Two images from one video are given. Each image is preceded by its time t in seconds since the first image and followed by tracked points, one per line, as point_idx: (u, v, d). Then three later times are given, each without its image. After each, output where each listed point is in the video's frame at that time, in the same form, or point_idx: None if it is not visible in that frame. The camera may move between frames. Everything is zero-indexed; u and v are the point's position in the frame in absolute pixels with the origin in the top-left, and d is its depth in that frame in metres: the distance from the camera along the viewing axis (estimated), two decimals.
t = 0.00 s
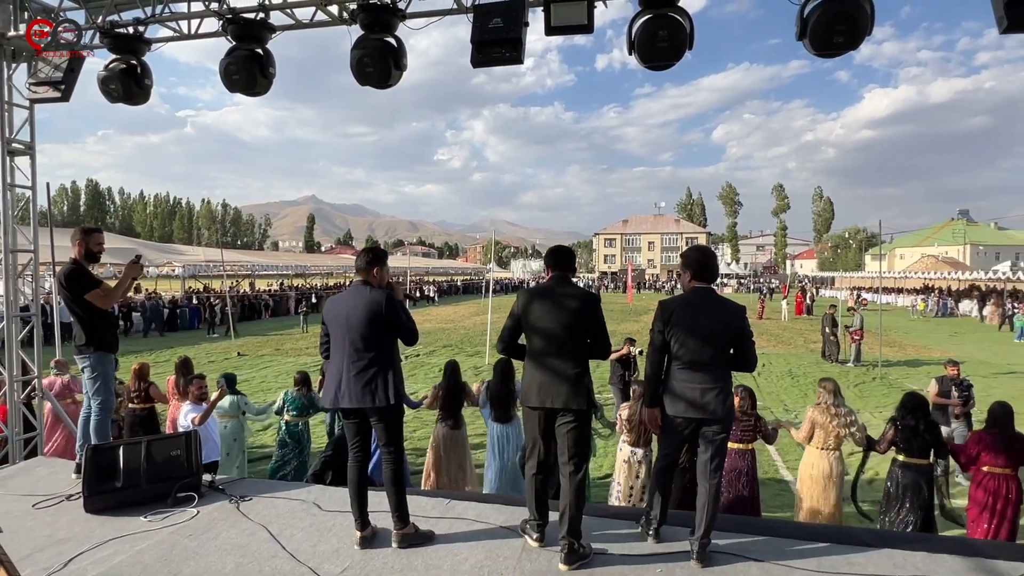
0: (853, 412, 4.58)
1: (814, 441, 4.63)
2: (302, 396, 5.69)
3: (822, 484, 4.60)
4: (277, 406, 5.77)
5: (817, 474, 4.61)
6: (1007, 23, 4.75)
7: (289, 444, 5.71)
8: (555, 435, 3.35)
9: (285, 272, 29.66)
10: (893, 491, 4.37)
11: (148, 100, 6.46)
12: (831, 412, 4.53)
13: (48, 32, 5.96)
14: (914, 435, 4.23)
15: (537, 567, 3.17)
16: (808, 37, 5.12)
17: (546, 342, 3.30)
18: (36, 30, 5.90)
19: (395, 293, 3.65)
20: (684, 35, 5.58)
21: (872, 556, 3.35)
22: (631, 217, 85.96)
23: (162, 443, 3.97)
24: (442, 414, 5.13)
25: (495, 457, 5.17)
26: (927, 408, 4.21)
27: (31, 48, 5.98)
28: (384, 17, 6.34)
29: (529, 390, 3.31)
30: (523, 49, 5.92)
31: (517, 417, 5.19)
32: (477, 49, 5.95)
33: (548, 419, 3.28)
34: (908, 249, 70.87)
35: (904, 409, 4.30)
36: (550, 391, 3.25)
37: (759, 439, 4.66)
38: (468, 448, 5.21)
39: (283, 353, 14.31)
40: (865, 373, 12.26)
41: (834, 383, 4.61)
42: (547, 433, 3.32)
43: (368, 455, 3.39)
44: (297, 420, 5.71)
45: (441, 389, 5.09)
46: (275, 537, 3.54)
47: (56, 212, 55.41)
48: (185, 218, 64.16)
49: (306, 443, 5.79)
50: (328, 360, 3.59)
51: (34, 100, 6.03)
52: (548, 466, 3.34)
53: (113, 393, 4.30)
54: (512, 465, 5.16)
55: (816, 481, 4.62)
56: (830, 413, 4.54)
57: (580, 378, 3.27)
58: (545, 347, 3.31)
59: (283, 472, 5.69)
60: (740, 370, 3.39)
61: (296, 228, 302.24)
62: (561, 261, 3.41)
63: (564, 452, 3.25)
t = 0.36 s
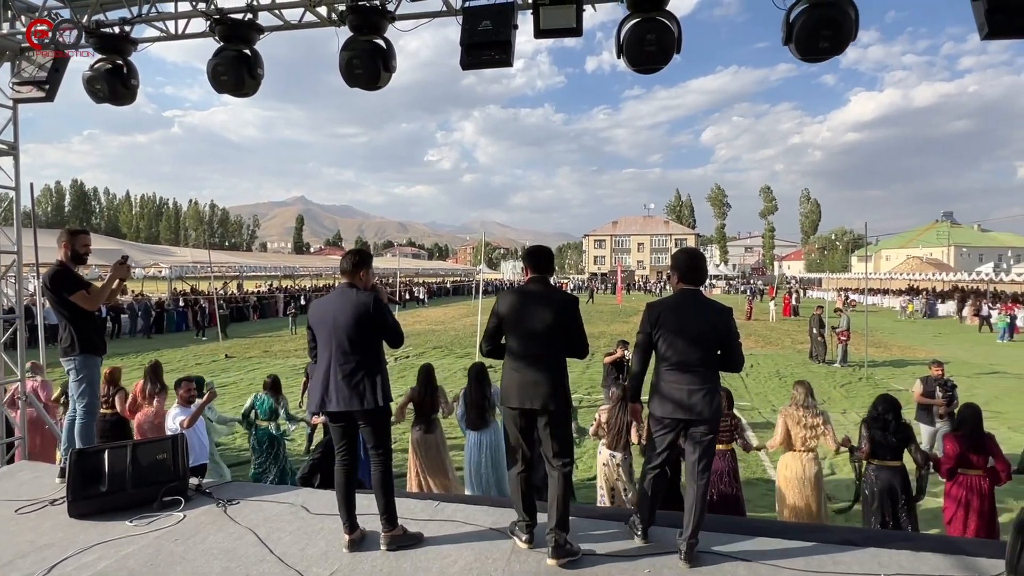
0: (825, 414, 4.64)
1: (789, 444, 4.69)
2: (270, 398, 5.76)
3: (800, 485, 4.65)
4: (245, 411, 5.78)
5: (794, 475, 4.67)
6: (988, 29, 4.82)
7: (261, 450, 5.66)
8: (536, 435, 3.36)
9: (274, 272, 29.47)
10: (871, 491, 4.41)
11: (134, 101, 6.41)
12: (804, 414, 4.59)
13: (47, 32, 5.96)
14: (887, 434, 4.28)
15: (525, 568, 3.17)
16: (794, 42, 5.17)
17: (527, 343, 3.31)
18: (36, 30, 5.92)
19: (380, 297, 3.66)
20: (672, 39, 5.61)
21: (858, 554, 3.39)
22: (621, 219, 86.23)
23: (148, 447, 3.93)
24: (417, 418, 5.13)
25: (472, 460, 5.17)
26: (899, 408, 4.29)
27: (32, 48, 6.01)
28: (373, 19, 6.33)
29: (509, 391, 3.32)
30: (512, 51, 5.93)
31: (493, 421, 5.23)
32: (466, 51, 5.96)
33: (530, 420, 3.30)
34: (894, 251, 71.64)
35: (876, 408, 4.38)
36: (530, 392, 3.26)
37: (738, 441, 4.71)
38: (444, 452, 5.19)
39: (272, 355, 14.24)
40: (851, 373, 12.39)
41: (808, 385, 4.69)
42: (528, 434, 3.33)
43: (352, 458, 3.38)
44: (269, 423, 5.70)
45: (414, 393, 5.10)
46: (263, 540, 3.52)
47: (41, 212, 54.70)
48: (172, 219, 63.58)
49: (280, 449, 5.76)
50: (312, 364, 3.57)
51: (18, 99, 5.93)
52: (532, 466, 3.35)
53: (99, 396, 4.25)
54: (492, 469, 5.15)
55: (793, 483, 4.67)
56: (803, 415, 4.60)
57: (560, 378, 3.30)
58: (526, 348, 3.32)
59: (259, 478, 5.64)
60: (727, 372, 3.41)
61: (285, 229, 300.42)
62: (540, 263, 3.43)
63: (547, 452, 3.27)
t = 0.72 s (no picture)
0: (804, 415, 4.71)
1: (768, 446, 4.75)
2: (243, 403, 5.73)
3: (782, 486, 4.69)
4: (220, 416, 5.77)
5: (776, 476, 4.72)
6: (966, 35, 4.91)
7: (235, 454, 5.64)
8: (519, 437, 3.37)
9: (260, 273, 29.22)
10: (852, 492, 4.47)
11: (117, 100, 6.33)
12: (784, 414, 4.66)
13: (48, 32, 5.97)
14: (867, 435, 4.34)
15: (511, 569, 3.18)
16: (778, 46, 5.23)
17: (510, 344, 3.32)
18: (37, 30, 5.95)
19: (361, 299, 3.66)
20: (658, 42, 5.65)
21: (840, 553, 3.43)
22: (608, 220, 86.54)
23: (130, 450, 3.89)
24: (397, 420, 5.13)
25: (456, 463, 5.15)
26: (876, 409, 4.37)
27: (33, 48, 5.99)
28: (359, 20, 6.31)
29: (493, 392, 3.32)
30: (499, 53, 5.94)
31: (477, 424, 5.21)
32: (453, 53, 5.96)
33: (513, 421, 3.31)
34: (877, 252, 72.57)
35: (855, 410, 4.45)
36: (513, 393, 3.27)
37: (720, 442, 4.75)
38: (424, 454, 5.19)
39: (258, 357, 14.12)
40: (835, 373, 12.52)
41: (785, 387, 4.76)
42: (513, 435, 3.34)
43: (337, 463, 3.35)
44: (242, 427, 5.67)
45: (395, 395, 5.11)
46: (247, 545, 3.48)
47: (20, 211, 53.75)
48: (156, 219, 62.80)
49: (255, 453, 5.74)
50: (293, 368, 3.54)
51: None
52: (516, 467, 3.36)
53: (81, 399, 4.19)
54: (473, 473, 5.15)
55: (776, 484, 4.72)
56: (781, 417, 4.67)
57: (543, 379, 3.32)
58: (509, 348, 3.32)
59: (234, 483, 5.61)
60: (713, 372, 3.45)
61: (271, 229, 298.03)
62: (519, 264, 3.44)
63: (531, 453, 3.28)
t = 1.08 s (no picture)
0: (787, 415, 4.75)
1: (752, 445, 4.79)
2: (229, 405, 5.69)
3: (766, 484, 4.73)
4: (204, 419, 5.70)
5: (761, 475, 4.75)
6: (946, 40, 4.99)
7: (221, 457, 5.59)
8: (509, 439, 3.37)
9: (244, 273, 28.92)
10: (835, 491, 4.52)
11: (99, 97, 6.24)
12: (766, 415, 4.70)
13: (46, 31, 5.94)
14: (851, 434, 4.39)
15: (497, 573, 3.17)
16: (762, 49, 5.29)
17: (502, 347, 3.32)
18: (36, 30, 5.92)
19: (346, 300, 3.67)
20: (644, 45, 5.68)
21: (823, 550, 3.47)
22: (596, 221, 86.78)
23: (111, 454, 3.83)
24: (384, 421, 5.10)
25: (444, 464, 5.15)
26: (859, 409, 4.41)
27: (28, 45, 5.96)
28: (345, 19, 6.28)
29: (486, 395, 3.30)
30: (486, 54, 5.94)
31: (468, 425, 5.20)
32: (440, 53, 5.95)
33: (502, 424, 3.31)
34: (860, 254, 73.51)
35: (839, 409, 4.49)
36: (505, 395, 3.26)
37: (706, 442, 4.77)
38: (412, 456, 5.17)
39: (242, 358, 13.97)
40: (819, 373, 12.65)
41: (769, 387, 4.80)
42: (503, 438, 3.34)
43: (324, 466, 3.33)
44: (229, 429, 5.64)
45: (381, 396, 5.09)
46: (231, 548, 3.45)
47: None
48: (138, 219, 61.94)
49: (242, 455, 5.70)
50: (277, 369, 3.48)
51: None
52: (505, 470, 3.36)
53: (60, 401, 4.12)
54: (463, 474, 5.14)
55: (761, 483, 4.75)
56: (765, 417, 4.71)
57: (534, 381, 3.33)
58: (501, 351, 3.32)
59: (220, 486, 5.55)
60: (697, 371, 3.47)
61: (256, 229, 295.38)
62: (510, 266, 3.45)
63: (520, 455, 3.28)
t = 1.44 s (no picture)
0: (773, 416, 4.80)
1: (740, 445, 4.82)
2: (214, 408, 5.69)
3: (754, 485, 4.77)
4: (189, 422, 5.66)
5: (749, 475, 4.79)
6: (929, 43, 5.07)
7: (207, 460, 5.53)
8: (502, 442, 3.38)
9: (230, 273, 28.64)
10: (821, 490, 4.56)
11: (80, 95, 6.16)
12: (752, 415, 4.75)
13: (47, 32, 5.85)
14: (837, 434, 4.44)
15: None
16: (748, 52, 5.33)
17: (498, 349, 3.33)
18: (36, 31, 5.83)
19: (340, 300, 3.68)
20: (632, 47, 5.70)
21: (808, 549, 3.50)
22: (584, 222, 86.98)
23: (93, 457, 3.78)
24: (372, 423, 5.10)
25: (433, 466, 5.14)
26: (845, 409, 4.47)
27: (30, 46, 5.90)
28: (333, 18, 6.25)
29: (481, 399, 3.30)
30: (474, 54, 5.94)
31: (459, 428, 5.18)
32: (428, 53, 5.94)
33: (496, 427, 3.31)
34: (845, 255, 74.34)
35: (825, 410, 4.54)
36: (500, 399, 3.27)
37: (695, 443, 4.80)
38: (400, 458, 5.16)
39: (228, 359, 13.84)
40: (804, 373, 12.78)
41: (755, 387, 4.85)
42: (495, 442, 3.34)
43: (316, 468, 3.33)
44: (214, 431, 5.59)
45: (370, 398, 5.11)
46: (216, 551, 3.42)
47: None
48: (123, 219, 61.19)
49: (229, 457, 5.64)
50: (271, 370, 3.46)
51: None
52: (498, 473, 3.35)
53: (41, 403, 4.06)
54: (452, 477, 5.13)
55: (748, 482, 4.79)
56: (750, 417, 4.75)
57: (529, 385, 3.34)
58: (497, 353, 3.33)
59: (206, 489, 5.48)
60: (685, 371, 3.49)
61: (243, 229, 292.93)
62: (506, 267, 3.45)
63: (514, 459, 3.28)
